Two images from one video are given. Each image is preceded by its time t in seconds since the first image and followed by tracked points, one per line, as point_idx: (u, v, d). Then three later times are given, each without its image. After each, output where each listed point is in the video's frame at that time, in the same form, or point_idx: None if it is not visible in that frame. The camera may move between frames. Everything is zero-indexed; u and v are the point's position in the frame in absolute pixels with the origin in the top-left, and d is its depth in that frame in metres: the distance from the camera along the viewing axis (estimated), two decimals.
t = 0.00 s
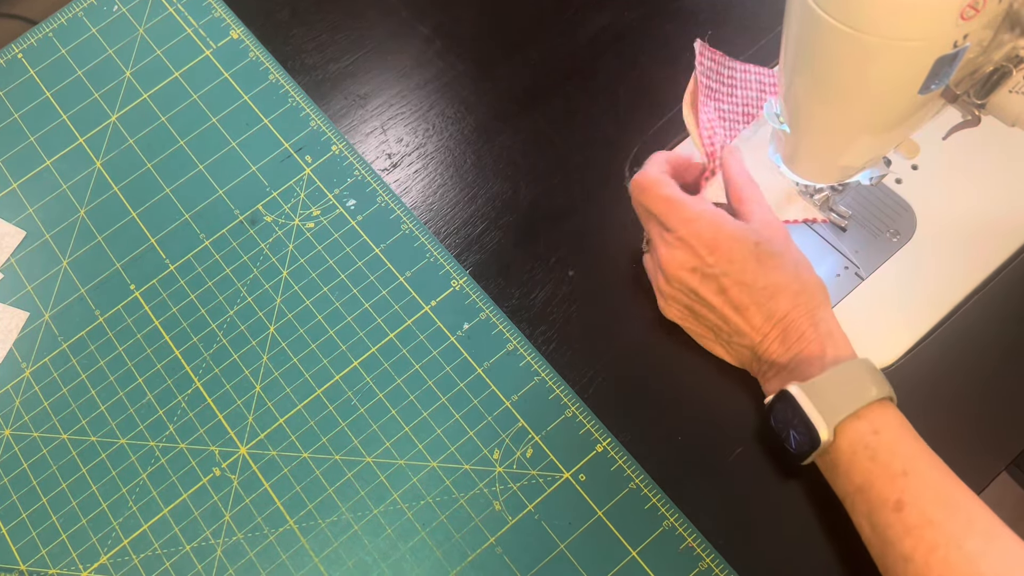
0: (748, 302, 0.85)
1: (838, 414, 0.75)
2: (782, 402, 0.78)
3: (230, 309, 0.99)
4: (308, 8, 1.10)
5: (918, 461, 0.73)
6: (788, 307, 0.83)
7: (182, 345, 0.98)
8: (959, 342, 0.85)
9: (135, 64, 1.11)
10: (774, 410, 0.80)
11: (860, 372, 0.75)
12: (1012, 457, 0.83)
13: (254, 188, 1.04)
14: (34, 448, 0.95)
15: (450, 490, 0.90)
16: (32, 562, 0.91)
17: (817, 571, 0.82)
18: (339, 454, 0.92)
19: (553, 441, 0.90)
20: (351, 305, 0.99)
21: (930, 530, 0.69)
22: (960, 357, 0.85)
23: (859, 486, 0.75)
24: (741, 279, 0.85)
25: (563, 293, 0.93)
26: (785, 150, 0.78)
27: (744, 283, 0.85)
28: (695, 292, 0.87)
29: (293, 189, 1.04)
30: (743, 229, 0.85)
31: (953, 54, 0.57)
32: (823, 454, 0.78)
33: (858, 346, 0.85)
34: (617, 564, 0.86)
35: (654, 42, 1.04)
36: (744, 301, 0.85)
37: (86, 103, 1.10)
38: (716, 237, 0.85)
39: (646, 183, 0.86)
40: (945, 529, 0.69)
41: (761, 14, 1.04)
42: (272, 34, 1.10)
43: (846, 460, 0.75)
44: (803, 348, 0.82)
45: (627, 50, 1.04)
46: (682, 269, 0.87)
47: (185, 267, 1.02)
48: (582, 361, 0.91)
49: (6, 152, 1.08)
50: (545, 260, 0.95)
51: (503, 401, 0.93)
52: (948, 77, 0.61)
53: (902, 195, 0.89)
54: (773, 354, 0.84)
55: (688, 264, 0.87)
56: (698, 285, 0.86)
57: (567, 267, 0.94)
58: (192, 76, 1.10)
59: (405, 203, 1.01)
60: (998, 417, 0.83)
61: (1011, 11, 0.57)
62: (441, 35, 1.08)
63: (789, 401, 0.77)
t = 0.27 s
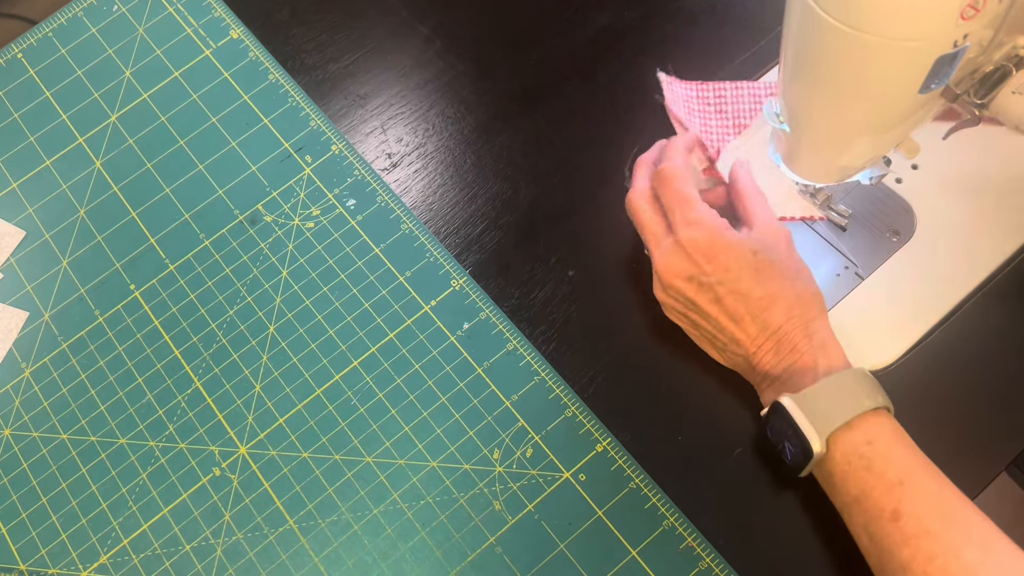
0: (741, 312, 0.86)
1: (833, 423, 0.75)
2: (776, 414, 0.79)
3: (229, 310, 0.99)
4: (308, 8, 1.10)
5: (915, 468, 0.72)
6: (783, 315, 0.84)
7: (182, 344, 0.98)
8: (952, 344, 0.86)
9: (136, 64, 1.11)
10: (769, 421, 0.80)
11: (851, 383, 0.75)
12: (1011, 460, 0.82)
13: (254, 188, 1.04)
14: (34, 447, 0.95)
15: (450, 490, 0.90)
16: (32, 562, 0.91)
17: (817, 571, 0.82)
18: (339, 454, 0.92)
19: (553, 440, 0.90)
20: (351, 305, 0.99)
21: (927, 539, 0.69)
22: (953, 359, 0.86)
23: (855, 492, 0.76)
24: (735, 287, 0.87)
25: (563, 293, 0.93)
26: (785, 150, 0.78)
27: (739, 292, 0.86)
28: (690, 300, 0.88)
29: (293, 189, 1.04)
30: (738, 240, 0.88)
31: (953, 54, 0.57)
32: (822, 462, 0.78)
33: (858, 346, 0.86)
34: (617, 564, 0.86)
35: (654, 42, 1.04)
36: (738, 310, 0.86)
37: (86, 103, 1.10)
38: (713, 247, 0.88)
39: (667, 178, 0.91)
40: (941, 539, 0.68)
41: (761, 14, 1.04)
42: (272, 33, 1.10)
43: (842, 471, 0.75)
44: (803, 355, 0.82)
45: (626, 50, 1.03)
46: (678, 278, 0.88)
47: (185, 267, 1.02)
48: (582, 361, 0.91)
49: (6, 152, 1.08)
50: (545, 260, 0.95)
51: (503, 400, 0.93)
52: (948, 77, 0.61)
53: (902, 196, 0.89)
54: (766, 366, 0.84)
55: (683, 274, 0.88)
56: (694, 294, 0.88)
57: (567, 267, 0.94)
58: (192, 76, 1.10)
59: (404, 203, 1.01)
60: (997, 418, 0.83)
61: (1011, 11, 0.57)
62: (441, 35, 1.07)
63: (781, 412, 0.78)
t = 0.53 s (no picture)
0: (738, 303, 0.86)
1: (839, 401, 0.75)
2: (780, 391, 0.78)
3: (230, 309, 0.99)
4: (308, 7, 1.09)
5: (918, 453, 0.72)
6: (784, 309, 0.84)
7: (182, 344, 0.98)
8: (955, 341, 0.85)
9: (136, 64, 1.11)
10: (773, 398, 0.80)
11: (854, 365, 0.75)
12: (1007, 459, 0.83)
13: (254, 188, 1.04)
14: (34, 447, 0.95)
15: (450, 490, 0.90)
16: (32, 562, 0.91)
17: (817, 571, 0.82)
18: (339, 454, 0.92)
19: (553, 440, 0.90)
20: (351, 305, 0.99)
21: (927, 526, 0.68)
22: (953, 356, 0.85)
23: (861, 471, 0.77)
24: (732, 276, 0.86)
25: (563, 293, 0.93)
26: (785, 150, 0.78)
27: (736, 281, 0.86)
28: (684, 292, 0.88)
29: (293, 188, 1.04)
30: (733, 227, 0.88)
31: (954, 54, 0.57)
32: (824, 443, 0.78)
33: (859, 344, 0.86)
34: (617, 564, 0.86)
35: (654, 41, 1.04)
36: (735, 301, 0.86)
37: (86, 103, 1.09)
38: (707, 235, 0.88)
39: (638, 179, 0.91)
40: (942, 517, 0.68)
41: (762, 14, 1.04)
42: (272, 33, 1.09)
43: (845, 447, 0.75)
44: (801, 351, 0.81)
45: (627, 50, 1.03)
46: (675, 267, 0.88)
47: (185, 266, 1.01)
48: (583, 361, 0.91)
49: (6, 152, 1.08)
50: (545, 260, 0.95)
51: (503, 400, 0.93)
52: (950, 77, 0.61)
53: (902, 196, 0.89)
54: (768, 361, 0.84)
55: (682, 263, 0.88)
56: (688, 284, 0.87)
57: (567, 267, 0.94)
58: (192, 75, 1.10)
59: (405, 202, 1.01)
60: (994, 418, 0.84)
61: (1012, 10, 0.57)
62: (441, 35, 1.07)
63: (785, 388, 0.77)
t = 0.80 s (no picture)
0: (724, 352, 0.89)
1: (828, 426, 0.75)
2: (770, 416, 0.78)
3: (229, 309, 0.99)
4: (308, 7, 1.09)
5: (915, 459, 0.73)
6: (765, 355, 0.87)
7: (182, 344, 0.98)
8: (951, 344, 0.86)
9: (136, 64, 1.11)
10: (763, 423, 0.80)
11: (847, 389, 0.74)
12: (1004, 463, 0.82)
13: (254, 188, 1.04)
14: (34, 447, 0.95)
15: (450, 489, 0.90)
16: (32, 561, 0.91)
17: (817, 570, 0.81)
18: (339, 453, 0.92)
19: (552, 440, 0.90)
20: (351, 305, 0.99)
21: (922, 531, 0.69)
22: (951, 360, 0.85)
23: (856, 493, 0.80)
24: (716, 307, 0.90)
25: (563, 293, 0.93)
26: (785, 150, 0.78)
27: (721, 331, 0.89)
28: (676, 339, 0.89)
29: (293, 188, 1.04)
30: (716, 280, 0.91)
31: (953, 53, 0.57)
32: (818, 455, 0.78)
33: (847, 354, 0.86)
34: (617, 563, 0.86)
35: (654, 41, 1.04)
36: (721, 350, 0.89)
37: (86, 102, 1.10)
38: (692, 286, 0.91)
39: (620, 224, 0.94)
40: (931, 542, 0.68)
41: (761, 14, 1.04)
42: (272, 33, 1.10)
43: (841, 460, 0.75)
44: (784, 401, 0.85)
45: (626, 50, 1.04)
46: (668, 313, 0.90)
47: (185, 266, 1.02)
48: (583, 361, 0.91)
49: (6, 151, 1.08)
50: (545, 260, 0.95)
51: (503, 400, 0.93)
52: (948, 76, 0.61)
53: (901, 196, 0.89)
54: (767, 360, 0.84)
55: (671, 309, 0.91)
56: (678, 330, 0.89)
57: (567, 267, 0.94)
58: (192, 75, 1.10)
59: (404, 202, 1.01)
60: (992, 419, 0.83)
61: (1011, 10, 0.57)
62: (441, 35, 1.07)
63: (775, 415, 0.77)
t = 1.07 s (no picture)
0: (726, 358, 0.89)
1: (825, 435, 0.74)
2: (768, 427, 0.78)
3: (229, 309, 0.99)
4: (308, 7, 1.09)
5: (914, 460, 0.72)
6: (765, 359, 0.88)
7: (182, 344, 0.98)
8: (953, 343, 0.86)
9: (135, 64, 1.11)
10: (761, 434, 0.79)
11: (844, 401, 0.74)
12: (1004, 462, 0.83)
13: (254, 187, 1.04)
14: (34, 447, 0.95)
15: (450, 489, 0.90)
16: (32, 561, 0.91)
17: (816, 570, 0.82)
18: (339, 453, 0.92)
19: (553, 440, 0.90)
20: (351, 304, 0.99)
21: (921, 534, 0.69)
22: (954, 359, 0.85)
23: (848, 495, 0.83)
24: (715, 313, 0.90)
25: (563, 292, 0.94)
26: (785, 150, 0.78)
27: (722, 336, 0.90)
28: (676, 347, 0.90)
29: (293, 188, 1.04)
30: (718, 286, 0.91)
31: (953, 53, 0.57)
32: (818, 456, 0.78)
33: (848, 352, 0.86)
34: (617, 563, 0.86)
35: (654, 41, 1.04)
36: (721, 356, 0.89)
37: (86, 102, 1.09)
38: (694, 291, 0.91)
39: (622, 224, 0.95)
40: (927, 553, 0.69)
41: (761, 14, 1.04)
42: (271, 33, 1.09)
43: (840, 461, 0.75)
44: (782, 404, 0.86)
45: (627, 49, 1.03)
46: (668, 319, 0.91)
47: (185, 266, 1.01)
48: (583, 361, 0.92)
49: (6, 151, 1.08)
50: (545, 260, 0.95)
51: (503, 400, 0.93)
52: (949, 75, 0.61)
53: (902, 195, 0.89)
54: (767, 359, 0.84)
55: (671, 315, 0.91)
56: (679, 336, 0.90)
57: (567, 266, 0.94)
58: (192, 75, 1.10)
59: (404, 202, 1.01)
60: (992, 419, 0.84)
61: (1012, 9, 0.57)
62: (441, 34, 1.07)
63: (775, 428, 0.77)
